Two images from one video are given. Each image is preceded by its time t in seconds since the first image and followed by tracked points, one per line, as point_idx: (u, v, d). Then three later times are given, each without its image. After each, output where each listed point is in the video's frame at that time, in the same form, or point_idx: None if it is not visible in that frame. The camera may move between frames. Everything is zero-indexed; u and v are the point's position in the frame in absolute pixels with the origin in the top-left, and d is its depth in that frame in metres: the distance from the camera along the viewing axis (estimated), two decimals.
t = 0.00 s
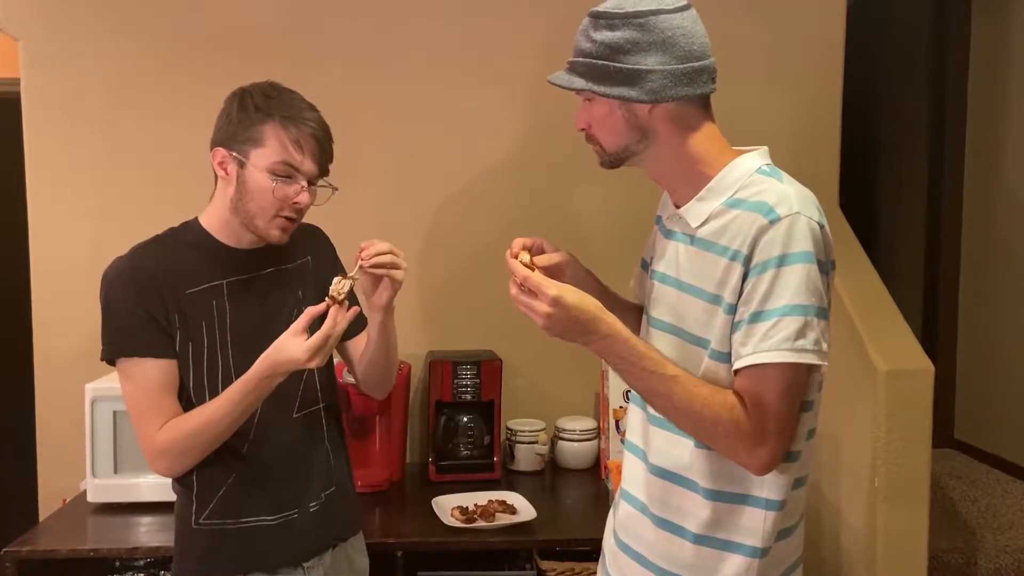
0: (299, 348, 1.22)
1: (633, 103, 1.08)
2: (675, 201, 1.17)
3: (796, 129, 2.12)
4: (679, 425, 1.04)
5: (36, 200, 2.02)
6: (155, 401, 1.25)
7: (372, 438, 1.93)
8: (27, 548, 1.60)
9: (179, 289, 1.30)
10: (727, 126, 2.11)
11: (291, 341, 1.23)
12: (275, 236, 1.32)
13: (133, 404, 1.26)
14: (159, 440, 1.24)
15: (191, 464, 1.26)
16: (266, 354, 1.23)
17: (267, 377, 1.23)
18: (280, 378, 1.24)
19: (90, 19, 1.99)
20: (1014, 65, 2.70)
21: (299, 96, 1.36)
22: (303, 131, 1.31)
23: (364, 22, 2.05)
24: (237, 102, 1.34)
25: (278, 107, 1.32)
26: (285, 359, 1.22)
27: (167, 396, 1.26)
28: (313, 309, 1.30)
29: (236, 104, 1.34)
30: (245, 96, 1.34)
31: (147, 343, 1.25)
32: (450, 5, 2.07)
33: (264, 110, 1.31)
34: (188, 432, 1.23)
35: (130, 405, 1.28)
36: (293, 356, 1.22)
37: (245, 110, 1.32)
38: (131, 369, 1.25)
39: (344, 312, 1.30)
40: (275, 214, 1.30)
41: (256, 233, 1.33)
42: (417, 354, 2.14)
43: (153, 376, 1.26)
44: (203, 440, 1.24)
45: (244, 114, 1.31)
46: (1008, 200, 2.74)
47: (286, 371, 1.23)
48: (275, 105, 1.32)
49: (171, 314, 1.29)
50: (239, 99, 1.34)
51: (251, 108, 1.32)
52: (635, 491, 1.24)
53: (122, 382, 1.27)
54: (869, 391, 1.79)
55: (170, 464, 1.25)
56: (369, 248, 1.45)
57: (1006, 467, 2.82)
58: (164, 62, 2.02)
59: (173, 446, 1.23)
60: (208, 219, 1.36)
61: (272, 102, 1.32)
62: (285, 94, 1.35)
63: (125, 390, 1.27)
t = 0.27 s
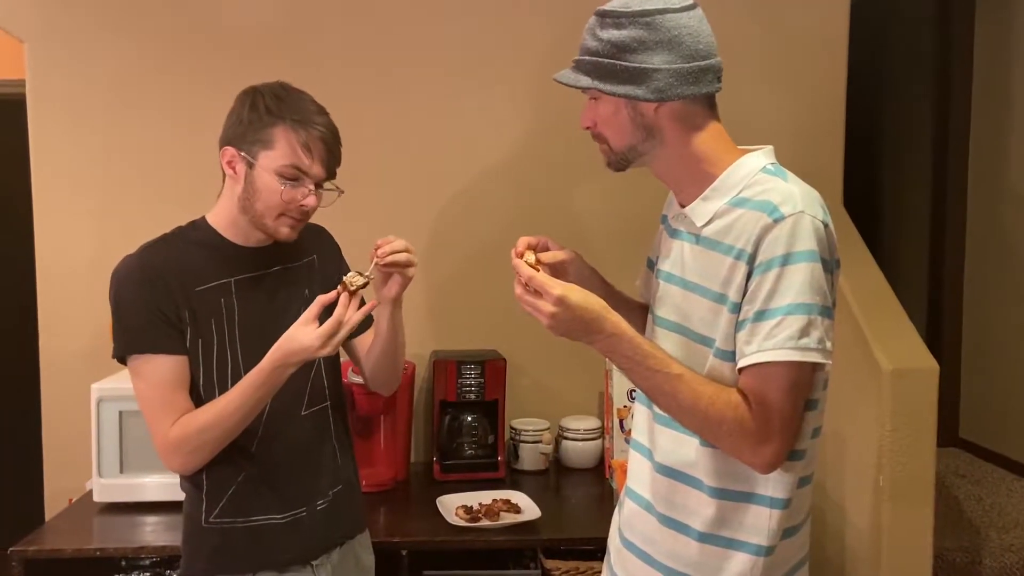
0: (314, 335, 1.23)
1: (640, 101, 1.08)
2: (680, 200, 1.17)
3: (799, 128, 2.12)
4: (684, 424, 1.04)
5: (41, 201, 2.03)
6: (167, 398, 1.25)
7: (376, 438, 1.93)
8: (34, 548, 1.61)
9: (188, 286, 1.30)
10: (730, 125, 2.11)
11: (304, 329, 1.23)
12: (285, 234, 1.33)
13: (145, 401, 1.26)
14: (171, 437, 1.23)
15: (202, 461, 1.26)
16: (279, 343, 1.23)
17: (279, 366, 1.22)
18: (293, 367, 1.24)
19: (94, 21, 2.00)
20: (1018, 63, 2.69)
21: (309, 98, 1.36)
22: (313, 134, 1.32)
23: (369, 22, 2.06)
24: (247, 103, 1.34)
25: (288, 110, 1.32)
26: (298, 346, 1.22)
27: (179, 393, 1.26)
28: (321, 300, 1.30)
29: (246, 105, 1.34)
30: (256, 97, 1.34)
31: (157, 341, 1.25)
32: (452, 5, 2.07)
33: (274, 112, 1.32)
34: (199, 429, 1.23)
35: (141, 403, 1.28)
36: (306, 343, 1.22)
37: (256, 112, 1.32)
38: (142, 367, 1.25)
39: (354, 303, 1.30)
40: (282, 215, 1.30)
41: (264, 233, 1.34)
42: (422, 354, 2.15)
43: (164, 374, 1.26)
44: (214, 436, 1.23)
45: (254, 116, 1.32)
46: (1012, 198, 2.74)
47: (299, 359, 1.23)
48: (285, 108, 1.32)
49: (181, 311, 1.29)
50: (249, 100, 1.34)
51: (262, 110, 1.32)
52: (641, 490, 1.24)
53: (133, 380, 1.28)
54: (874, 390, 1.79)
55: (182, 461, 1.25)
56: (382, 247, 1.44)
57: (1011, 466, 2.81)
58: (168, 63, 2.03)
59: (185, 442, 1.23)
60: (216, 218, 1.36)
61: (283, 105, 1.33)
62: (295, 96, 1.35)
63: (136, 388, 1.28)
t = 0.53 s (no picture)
0: (337, 340, 1.23)
1: (653, 98, 1.08)
2: (685, 200, 1.17)
3: (803, 128, 2.12)
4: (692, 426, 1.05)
5: (49, 203, 2.04)
6: (180, 399, 1.25)
7: (382, 438, 1.94)
8: (42, 548, 1.61)
9: (201, 287, 1.31)
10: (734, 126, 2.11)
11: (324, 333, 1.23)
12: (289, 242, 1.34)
13: (157, 403, 1.26)
14: (184, 438, 1.24)
15: (214, 462, 1.26)
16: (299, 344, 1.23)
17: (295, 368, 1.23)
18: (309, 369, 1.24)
19: (100, 24, 2.01)
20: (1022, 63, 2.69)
21: (325, 107, 1.37)
22: (329, 143, 1.32)
23: (375, 23, 2.06)
24: (264, 109, 1.34)
25: (304, 118, 1.32)
26: (318, 349, 1.22)
27: (192, 395, 1.27)
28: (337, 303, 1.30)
29: (263, 110, 1.34)
30: (273, 103, 1.34)
31: (171, 340, 1.25)
32: (457, 7, 2.07)
33: (292, 121, 1.32)
34: (213, 430, 1.23)
35: (153, 404, 1.28)
36: (328, 348, 1.22)
37: (273, 118, 1.32)
38: (155, 368, 1.25)
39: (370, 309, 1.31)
40: (295, 222, 1.31)
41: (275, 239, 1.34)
42: (427, 354, 2.15)
43: (176, 375, 1.26)
44: (228, 437, 1.24)
45: (271, 124, 1.32)
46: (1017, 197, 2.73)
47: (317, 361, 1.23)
48: (302, 117, 1.32)
49: (194, 311, 1.29)
50: (266, 106, 1.34)
51: (279, 118, 1.32)
52: (647, 490, 1.24)
53: (145, 380, 1.28)
54: (880, 390, 1.79)
55: (195, 461, 1.25)
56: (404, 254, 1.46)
57: (1017, 466, 2.81)
58: (173, 65, 2.03)
59: (199, 444, 1.23)
60: (226, 221, 1.36)
61: (301, 113, 1.33)
62: (312, 104, 1.35)
63: (148, 389, 1.27)
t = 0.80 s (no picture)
0: (350, 343, 1.23)
1: (677, 83, 1.07)
2: (694, 199, 1.17)
3: (808, 128, 2.11)
4: (699, 425, 1.04)
5: (55, 204, 2.04)
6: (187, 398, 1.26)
7: (388, 438, 1.94)
8: (49, 549, 1.62)
9: (211, 287, 1.31)
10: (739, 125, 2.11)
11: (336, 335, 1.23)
12: (297, 242, 1.34)
13: (165, 401, 1.27)
14: (193, 437, 1.24)
15: (222, 461, 1.26)
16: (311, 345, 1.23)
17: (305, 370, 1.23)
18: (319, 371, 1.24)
19: (105, 26, 2.01)
20: None
21: (335, 108, 1.37)
22: (339, 144, 1.32)
23: (381, 24, 2.06)
24: (273, 110, 1.34)
25: (314, 120, 1.32)
26: (330, 351, 1.22)
27: (199, 394, 1.27)
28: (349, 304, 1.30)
29: (273, 110, 1.34)
30: (282, 104, 1.35)
31: (181, 341, 1.26)
32: (461, 7, 2.07)
33: (300, 123, 1.32)
34: (221, 429, 1.23)
35: (160, 403, 1.28)
36: (342, 351, 1.22)
37: (283, 120, 1.33)
38: (163, 367, 1.26)
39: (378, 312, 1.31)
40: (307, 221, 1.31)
41: (284, 238, 1.34)
42: (432, 354, 2.15)
43: (184, 374, 1.26)
44: (236, 437, 1.24)
45: (281, 125, 1.32)
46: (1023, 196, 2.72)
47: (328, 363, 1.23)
48: (312, 118, 1.33)
49: (205, 311, 1.30)
50: (275, 107, 1.35)
51: (289, 119, 1.32)
52: (654, 490, 1.24)
53: (152, 378, 1.28)
54: (887, 390, 1.78)
55: (203, 461, 1.25)
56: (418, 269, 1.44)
57: None
58: (178, 66, 2.04)
59: (207, 443, 1.23)
60: (237, 219, 1.36)
61: (311, 115, 1.33)
62: (320, 105, 1.36)
63: (156, 387, 1.28)
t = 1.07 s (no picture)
0: (349, 334, 1.23)
1: (679, 84, 1.07)
2: (697, 197, 1.17)
3: (810, 127, 2.11)
4: (703, 423, 1.04)
5: (56, 205, 2.04)
6: (191, 396, 1.26)
7: (389, 438, 1.94)
8: (51, 549, 1.62)
9: (213, 285, 1.31)
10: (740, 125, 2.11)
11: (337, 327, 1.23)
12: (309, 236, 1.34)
13: (168, 400, 1.27)
14: (196, 434, 1.24)
15: (225, 459, 1.26)
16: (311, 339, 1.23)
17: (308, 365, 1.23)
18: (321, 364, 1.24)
19: (105, 27, 2.02)
20: None
21: (333, 105, 1.37)
22: (340, 139, 1.33)
23: (381, 24, 2.06)
24: (273, 108, 1.34)
25: (314, 116, 1.33)
26: (331, 344, 1.22)
27: (203, 392, 1.27)
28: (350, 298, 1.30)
29: (272, 109, 1.34)
30: (282, 103, 1.35)
31: (183, 339, 1.26)
32: (461, 6, 2.07)
33: (301, 119, 1.32)
34: (224, 427, 1.23)
35: (163, 401, 1.28)
36: (341, 341, 1.22)
37: (283, 117, 1.33)
38: (166, 365, 1.26)
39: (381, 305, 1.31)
40: (310, 217, 1.31)
41: (288, 235, 1.34)
42: (433, 354, 2.15)
43: (187, 372, 1.26)
44: (239, 434, 1.24)
45: (281, 122, 1.32)
46: None
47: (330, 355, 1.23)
48: (312, 114, 1.33)
49: (206, 309, 1.30)
50: (275, 105, 1.35)
51: (289, 116, 1.33)
52: (655, 489, 1.24)
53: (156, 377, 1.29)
54: (889, 389, 1.78)
55: (206, 459, 1.25)
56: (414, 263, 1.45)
57: None
58: (178, 67, 2.04)
59: (210, 440, 1.23)
60: (239, 220, 1.36)
61: (312, 111, 1.34)
62: (319, 102, 1.36)
63: (158, 386, 1.28)
